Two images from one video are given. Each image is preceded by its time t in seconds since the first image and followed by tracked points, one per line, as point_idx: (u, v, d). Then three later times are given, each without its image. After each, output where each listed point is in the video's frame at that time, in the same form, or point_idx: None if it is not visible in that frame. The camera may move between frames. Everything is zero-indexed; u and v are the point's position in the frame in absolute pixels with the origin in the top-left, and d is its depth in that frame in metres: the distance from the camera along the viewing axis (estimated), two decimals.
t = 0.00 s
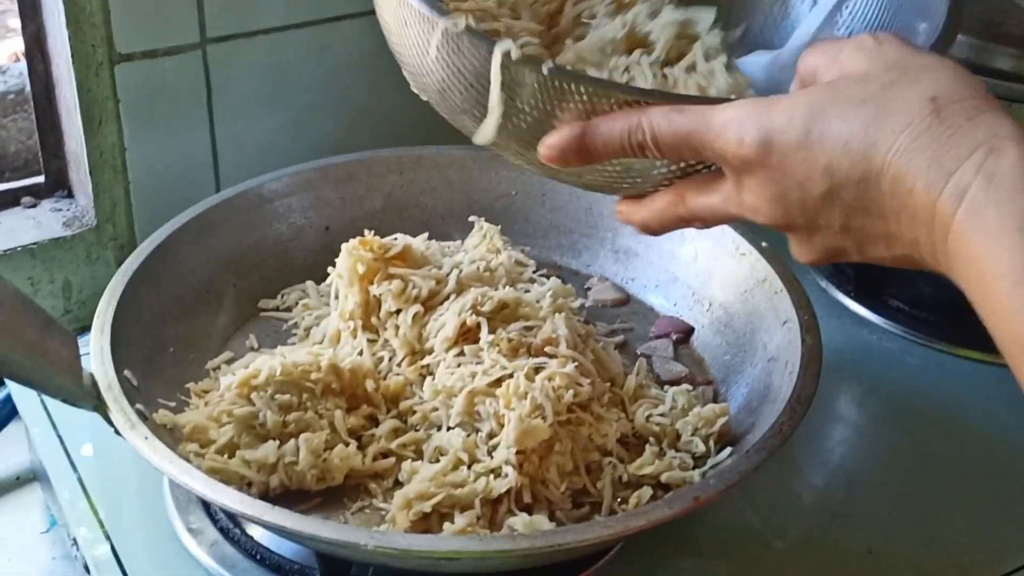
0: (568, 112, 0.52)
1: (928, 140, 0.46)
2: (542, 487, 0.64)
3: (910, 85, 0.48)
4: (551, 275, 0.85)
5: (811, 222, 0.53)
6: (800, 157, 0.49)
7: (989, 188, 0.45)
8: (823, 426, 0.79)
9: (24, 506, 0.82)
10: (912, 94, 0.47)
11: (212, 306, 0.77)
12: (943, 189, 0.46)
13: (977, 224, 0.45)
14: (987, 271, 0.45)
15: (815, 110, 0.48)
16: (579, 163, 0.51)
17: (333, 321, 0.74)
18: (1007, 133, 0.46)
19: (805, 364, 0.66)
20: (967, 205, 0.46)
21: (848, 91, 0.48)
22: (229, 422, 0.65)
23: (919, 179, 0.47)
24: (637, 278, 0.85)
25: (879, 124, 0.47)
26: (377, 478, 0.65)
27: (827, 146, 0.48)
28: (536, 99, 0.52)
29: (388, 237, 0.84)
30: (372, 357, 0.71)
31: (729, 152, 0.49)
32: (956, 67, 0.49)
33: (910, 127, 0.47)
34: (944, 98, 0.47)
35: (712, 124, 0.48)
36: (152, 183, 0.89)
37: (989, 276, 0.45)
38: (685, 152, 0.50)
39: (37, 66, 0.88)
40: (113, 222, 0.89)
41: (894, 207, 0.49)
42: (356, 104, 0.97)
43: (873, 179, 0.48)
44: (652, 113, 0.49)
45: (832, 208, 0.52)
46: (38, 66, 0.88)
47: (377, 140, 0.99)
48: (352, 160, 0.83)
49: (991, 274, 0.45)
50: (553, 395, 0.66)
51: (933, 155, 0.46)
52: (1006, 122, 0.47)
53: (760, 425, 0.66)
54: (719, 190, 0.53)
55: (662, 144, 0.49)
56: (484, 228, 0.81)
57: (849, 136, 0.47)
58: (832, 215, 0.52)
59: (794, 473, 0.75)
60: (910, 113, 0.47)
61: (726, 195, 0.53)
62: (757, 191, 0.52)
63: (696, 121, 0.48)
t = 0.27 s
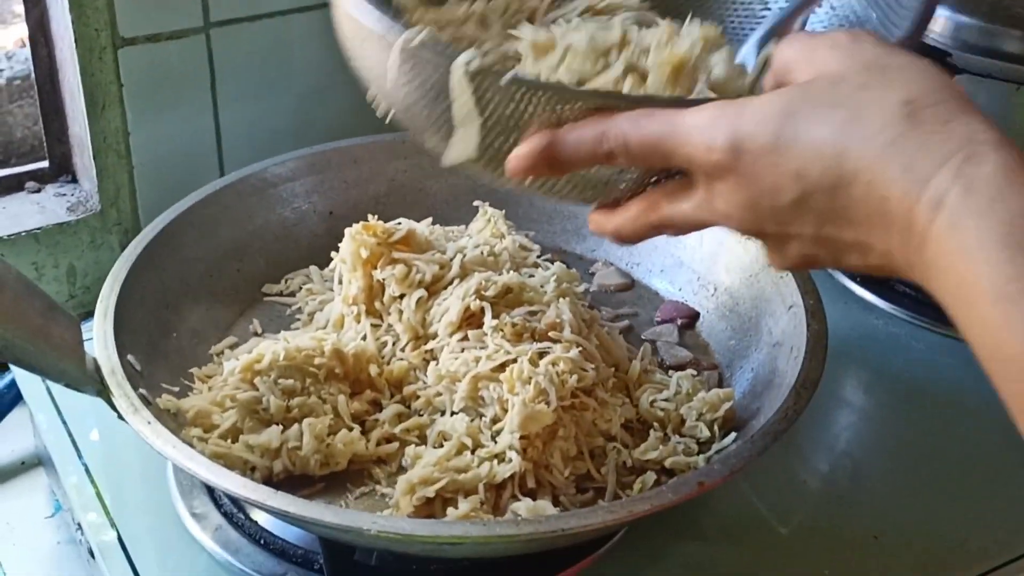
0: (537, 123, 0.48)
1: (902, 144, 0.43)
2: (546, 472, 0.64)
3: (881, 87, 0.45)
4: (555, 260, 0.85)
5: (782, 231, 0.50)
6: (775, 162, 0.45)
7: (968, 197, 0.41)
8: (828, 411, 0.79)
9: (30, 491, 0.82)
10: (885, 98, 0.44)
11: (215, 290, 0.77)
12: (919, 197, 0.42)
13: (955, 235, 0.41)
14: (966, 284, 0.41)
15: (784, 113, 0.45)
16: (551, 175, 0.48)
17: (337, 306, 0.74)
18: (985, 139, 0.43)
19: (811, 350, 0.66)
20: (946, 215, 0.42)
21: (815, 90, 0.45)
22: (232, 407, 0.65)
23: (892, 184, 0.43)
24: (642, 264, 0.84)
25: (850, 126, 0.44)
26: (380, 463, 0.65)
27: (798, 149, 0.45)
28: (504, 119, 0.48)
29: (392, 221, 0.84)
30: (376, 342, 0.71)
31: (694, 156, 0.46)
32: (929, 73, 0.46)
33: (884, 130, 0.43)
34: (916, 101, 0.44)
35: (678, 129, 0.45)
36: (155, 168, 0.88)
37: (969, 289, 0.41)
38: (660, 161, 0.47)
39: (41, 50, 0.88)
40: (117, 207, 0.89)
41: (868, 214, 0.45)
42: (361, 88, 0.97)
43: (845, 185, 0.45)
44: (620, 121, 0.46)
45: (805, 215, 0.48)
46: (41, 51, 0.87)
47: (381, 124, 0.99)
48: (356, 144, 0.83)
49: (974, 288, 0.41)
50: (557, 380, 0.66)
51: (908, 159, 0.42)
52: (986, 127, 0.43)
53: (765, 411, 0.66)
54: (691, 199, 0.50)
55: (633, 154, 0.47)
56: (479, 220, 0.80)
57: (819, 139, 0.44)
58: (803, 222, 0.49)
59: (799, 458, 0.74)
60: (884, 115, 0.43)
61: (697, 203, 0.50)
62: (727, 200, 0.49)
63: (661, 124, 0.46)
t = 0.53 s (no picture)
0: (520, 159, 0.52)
1: (874, 167, 0.45)
2: (559, 455, 0.64)
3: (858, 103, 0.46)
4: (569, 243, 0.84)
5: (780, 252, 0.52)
6: (755, 186, 0.49)
7: (948, 217, 0.43)
8: (842, 396, 0.79)
9: (43, 473, 0.82)
10: (857, 117, 0.46)
11: (228, 273, 0.77)
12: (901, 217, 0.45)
13: (939, 255, 0.43)
14: (946, 297, 0.43)
15: (763, 136, 0.47)
16: (546, 208, 0.52)
17: (350, 288, 0.74)
18: (964, 155, 0.44)
19: (826, 334, 0.66)
20: (928, 235, 0.44)
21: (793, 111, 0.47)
22: (245, 389, 0.65)
23: (872, 206, 0.46)
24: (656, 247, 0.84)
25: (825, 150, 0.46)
26: (394, 446, 0.65)
27: (782, 177, 0.48)
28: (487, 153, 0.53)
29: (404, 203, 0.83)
30: (389, 325, 0.71)
31: (684, 183, 0.49)
32: (912, 85, 0.47)
33: (859, 153, 0.45)
34: (892, 118, 0.46)
35: (669, 156, 0.49)
36: (167, 151, 0.88)
37: (951, 306, 0.43)
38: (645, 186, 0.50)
39: (52, 32, 0.87)
40: (129, 191, 0.89)
41: (854, 234, 0.48)
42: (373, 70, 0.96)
43: (828, 209, 0.48)
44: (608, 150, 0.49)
45: (796, 234, 0.50)
46: (53, 34, 0.87)
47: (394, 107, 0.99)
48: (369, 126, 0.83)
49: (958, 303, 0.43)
50: (571, 362, 0.66)
51: (883, 180, 0.45)
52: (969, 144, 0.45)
53: (780, 393, 0.66)
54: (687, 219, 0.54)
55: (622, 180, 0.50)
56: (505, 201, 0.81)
57: (797, 164, 0.47)
58: (794, 243, 0.51)
59: (813, 442, 0.74)
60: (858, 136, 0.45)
61: (694, 228, 0.53)
62: (720, 223, 0.52)
63: (645, 151, 0.49)
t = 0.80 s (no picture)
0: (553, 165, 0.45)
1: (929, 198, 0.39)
2: (567, 433, 0.63)
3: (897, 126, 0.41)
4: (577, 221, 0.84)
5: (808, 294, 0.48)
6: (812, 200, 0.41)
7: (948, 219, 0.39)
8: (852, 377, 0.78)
9: (49, 451, 0.82)
10: (897, 146, 0.40)
11: (232, 250, 0.76)
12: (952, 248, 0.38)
13: (966, 284, 0.38)
14: (961, 322, 0.39)
15: (803, 159, 0.41)
16: (585, 213, 0.45)
17: (355, 265, 0.73)
18: None
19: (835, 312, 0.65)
20: (951, 267, 0.38)
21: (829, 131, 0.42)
22: (250, 365, 0.65)
23: (912, 242, 0.39)
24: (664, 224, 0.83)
25: (870, 181, 0.40)
26: (400, 423, 0.65)
27: (815, 204, 0.42)
28: (527, 151, 0.45)
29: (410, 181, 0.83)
30: (395, 302, 0.71)
31: (718, 207, 0.43)
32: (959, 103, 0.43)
33: (899, 183, 0.39)
34: (939, 149, 0.40)
35: (701, 176, 0.42)
36: (172, 129, 0.88)
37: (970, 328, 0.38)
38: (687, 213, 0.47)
39: (56, 9, 0.87)
40: (134, 169, 0.88)
41: (892, 278, 0.42)
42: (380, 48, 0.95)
43: (873, 243, 0.41)
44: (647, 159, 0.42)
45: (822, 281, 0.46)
46: (57, 10, 0.87)
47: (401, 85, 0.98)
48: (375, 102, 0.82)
49: (977, 325, 0.38)
50: (579, 339, 0.65)
51: (927, 226, 0.39)
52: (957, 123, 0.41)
53: (790, 371, 0.65)
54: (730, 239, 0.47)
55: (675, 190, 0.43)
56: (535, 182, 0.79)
57: (840, 192, 0.41)
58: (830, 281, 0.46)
59: (822, 422, 0.74)
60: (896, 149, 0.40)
61: (728, 247, 0.48)
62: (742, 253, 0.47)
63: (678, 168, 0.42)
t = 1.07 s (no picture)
0: (730, 287, 0.47)
1: None
2: (580, 428, 0.63)
3: None
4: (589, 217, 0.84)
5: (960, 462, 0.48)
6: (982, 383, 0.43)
7: None
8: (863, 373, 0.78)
9: (65, 446, 0.82)
10: None
11: (247, 247, 0.77)
12: None
13: None
14: None
15: (994, 341, 0.42)
16: (758, 341, 0.48)
17: (370, 262, 0.74)
18: None
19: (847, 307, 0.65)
20: None
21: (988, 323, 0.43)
22: (266, 361, 0.65)
23: None
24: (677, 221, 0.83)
25: None
26: (414, 419, 0.65)
27: (982, 387, 0.43)
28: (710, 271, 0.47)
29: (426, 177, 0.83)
30: (409, 298, 0.71)
31: (905, 371, 0.45)
32: None
33: None
34: None
35: (880, 329, 0.44)
36: (186, 126, 0.88)
37: None
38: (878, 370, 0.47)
39: (70, 5, 0.87)
40: (147, 165, 0.88)
41: None
42: (394, 44, 0.95)
43: None
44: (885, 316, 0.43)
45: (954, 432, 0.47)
46: (70, 7, 0.87)
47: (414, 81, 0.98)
48: (389, 99, 0.82)
49: None
50: (593, 335, 0.65)
51: None
52: None
53: (802, 366, 0.65)
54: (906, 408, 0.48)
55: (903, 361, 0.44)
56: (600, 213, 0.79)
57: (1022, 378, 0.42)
58: (1002, 452, 0.46)
59: (834, 419, 0.74)
60: None
61: (908, 414, 0.48)
62: (932, 432, 0.48)
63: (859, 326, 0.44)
